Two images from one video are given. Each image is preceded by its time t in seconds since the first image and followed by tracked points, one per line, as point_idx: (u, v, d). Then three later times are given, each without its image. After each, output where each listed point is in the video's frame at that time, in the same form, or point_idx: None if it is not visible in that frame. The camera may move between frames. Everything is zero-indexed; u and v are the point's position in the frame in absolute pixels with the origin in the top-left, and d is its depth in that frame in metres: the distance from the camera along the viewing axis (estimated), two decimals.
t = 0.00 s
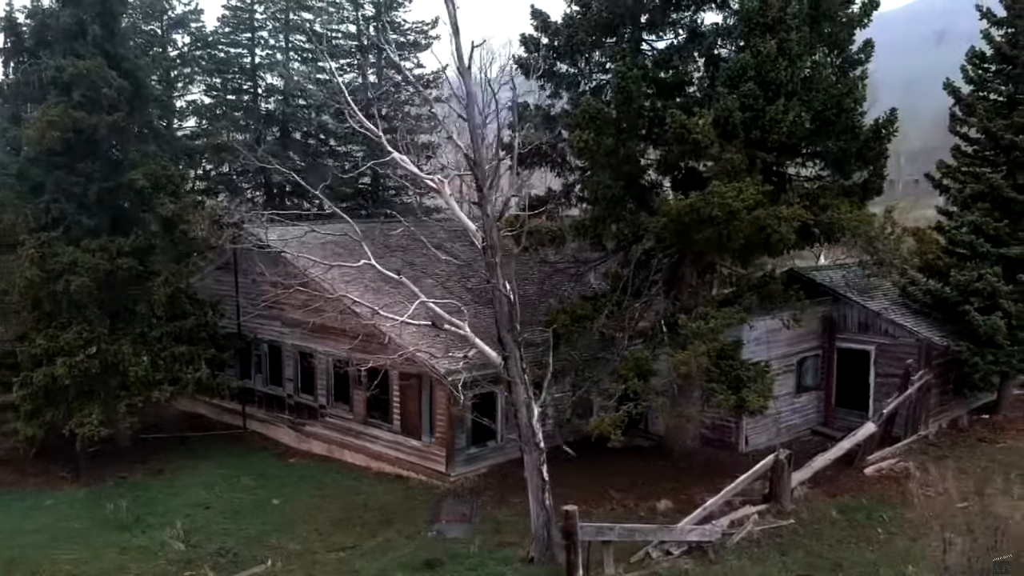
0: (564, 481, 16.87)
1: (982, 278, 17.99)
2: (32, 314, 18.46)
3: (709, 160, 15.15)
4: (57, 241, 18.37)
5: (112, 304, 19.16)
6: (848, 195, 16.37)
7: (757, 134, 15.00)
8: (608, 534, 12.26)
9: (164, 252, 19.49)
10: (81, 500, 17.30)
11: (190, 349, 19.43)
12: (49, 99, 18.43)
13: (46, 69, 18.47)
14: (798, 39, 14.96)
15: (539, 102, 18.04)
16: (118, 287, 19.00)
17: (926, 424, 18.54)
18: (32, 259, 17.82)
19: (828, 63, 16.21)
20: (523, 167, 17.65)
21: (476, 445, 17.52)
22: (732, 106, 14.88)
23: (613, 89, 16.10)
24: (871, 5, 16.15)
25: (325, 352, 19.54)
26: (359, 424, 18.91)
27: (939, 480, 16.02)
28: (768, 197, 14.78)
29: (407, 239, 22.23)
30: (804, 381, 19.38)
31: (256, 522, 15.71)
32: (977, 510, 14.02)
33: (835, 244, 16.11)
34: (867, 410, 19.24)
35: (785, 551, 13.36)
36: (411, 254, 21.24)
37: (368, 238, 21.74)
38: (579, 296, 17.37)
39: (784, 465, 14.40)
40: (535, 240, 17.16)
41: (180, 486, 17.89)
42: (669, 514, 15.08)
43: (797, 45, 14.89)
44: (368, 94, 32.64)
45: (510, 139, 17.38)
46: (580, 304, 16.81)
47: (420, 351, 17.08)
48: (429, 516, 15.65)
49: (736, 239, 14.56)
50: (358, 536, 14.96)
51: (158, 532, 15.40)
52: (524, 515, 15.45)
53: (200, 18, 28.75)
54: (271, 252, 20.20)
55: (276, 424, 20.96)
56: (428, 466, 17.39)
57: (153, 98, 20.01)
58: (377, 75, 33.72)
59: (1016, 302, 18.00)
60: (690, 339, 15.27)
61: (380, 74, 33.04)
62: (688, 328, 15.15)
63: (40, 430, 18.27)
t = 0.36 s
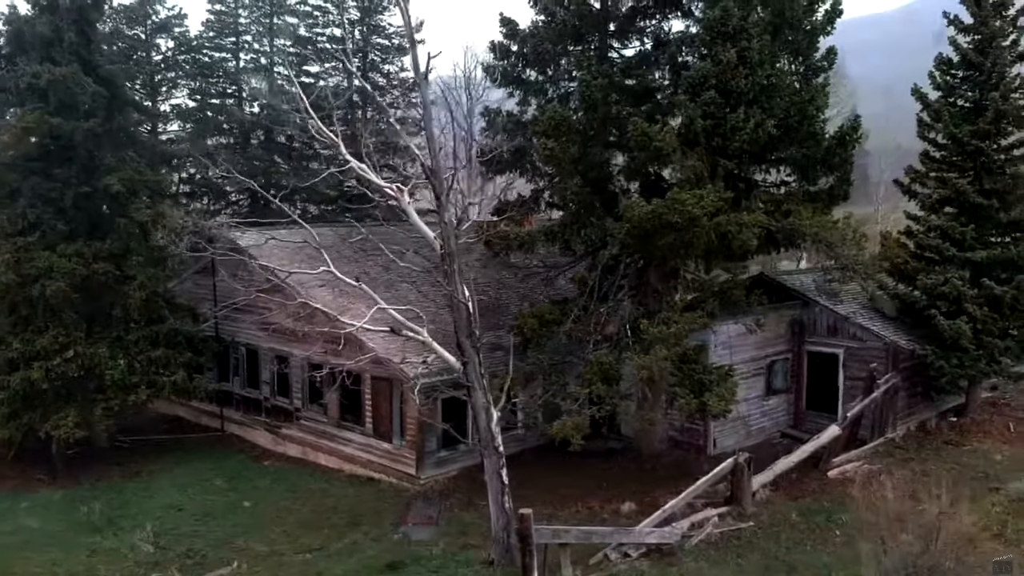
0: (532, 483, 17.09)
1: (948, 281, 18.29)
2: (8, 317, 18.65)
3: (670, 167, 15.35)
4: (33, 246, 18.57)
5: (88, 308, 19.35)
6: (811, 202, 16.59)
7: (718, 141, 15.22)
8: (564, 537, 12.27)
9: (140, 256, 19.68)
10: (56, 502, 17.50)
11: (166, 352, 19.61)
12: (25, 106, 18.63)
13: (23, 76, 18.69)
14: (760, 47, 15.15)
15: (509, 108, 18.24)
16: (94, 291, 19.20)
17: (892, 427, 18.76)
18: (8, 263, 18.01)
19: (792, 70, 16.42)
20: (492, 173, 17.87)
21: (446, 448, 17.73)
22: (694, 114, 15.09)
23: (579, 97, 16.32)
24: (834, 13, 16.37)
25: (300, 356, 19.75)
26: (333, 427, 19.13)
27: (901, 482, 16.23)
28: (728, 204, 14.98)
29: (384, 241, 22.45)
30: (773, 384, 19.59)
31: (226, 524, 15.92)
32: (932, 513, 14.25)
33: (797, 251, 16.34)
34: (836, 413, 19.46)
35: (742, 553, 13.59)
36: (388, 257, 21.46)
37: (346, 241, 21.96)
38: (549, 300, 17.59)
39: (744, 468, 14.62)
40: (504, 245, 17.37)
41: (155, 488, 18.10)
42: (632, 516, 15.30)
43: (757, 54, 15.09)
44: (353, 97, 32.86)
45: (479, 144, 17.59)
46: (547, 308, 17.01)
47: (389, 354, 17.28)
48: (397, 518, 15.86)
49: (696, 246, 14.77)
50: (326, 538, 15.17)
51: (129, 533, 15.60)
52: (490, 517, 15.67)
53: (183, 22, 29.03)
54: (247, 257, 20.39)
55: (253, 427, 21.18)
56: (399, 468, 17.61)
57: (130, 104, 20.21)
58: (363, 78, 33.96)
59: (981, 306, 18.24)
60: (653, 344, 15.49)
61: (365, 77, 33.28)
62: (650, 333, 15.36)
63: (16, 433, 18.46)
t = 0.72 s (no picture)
0: (499, 487, 17.28)
1: (912, 286, 18.56)
2: None
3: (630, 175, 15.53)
4: (6, 252, 18.75)
5: (61, 313, 19.55)
6: (773, 209, 16.80)
7: (677, 149, 15.44)
8: (518, 541, 12.52)
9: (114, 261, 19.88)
10: (27, 505, 17.69)
11: (139, 357, 19.79)
12: None
13: None
14: (718, 56, 15.36)
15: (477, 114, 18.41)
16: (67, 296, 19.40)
17: (858, 430, 18.96)
18: None
19: (754, 78, 16.67)
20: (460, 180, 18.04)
21: (414, 452, 17.94)
22: (653, 122, 15.27)
23: (543, 105, 16.51)
24: (795, 23, 16.59)
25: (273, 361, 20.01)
26: (304, 431, 19.34)
27: (861, 486, 16.43)
28: (687, 212, 15.18)
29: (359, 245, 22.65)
30: (741, 387, 19.79)
31: (193, 527, 16.13)
32: (886, 516, 14.45)
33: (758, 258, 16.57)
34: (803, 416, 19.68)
35: (695, 556, 13.80)
36: (362, 262, 21.65)
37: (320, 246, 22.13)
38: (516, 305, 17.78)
39: (701, 471, 14.82)
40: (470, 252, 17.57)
41: (126, 491, 18.30)
42: (592, 518, 15.51)
43: (716, 63, 15.30)
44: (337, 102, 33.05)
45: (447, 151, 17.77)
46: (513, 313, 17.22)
47: (357, 359, 17.46)
48: (362, 521, 16.06)
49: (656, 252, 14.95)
50: (290, 541, 15.37)
51: (96, 536, 15.80)
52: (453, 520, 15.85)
53: (165, 28, 29.25)
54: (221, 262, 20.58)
55: (228, 430, 21.40)
56: (366, 471, 17.81)
57: (104, 111, 20.38)
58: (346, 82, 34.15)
59: (944, 311, 18.45)
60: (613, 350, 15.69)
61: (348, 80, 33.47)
62: (611, 339, 15.56)
63: None
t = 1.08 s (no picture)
0: (468, 488, 17.46)
1: (877, 289, 18.74)
2: None
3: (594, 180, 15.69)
4: None
5: (38, 315, 19.72)
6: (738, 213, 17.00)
7: (640, 154, 15.62)
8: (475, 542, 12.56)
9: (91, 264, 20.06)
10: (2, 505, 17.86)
11: (116, 359, 19.95)
12: None
13: None
14: (680, 63, 15.60)
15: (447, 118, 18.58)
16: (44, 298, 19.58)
17: (826, 431, 19.15)
18: None
19: (719, 84, 16.93)
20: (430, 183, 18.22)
21: (384, 453, 18.13)
22: (617, 127, 15.46)
23: (509, 111, 16.70)
24: (760, 29, 16.84)
25: (248, 362, 20.22)
26: (278, 432, 19.54)
27: (824, 487, 16.63)
28: (649, 216, 15.36)
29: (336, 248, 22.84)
30: (711, 389, 19.99)
31: (163, 527, 16.31)
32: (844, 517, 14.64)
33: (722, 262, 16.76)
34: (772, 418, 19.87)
35: (654, 556, 13.99)
36: (339, 264, 21.83)
37: (297, 248, 22.31)
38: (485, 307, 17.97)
39: (662, 472, 15.00)
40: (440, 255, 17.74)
41: (100, 492, 18.48)
42: (556, 519, 15.69)
43: (677, 69, 15.53)
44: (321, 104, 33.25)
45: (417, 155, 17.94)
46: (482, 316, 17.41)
47: (328, 360, 17.63)
48: (331, 521, 16.25)
49: (619, 255, 15.14)
50: (258, 541, 15.56)
51: (67, 536, 15.98)
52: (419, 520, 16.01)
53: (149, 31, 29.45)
54: (197, 264, 20.75)
55: (205, 431, 21.59)
56: (337, 472, 18.00)
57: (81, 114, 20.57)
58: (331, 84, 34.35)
59: (910, 314, 18.64)
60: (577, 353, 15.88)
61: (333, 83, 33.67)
62: (575, 342, 15.74)
63: None
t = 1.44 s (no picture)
0: (438, 488, 17.66)
1: (845, 292, 18.94)
2: None
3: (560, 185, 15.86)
4: None
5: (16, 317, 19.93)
6: (704, 217, 17.18)
7: (605, 158, 15.81)
8: (435, 541, 12.62)
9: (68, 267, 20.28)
10: None
11: (93, 361, 20.13)
12: None
13: None
14: (644, 68, 15.81)
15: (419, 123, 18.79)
16: (21, 301, 19.79)
17: (795, 432, 19.35)
18: None
19: (685, 89, 17.14)
20: (401, 187, 18.42)
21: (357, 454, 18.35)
22: (581, 132, 15.65)
23: (478, 116, 16.91)
24: (726, 34, 17.04)
25: (225, 364, 20.46)
26: (253, 433, 19.76)
27: (789, 487, 16.82)
28: (613, 219, 15.54)
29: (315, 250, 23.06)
30: (683, 390, 20.22)
31: (135, 527, 16.51)
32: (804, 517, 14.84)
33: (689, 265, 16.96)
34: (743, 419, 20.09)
35: (614, 555, 14.18)
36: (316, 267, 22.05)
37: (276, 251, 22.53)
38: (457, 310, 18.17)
39: (625, 472, 15.19)
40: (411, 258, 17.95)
41: (76, 492, 18.68)
42: (522, 519, 15.89)
43: (640, 75, 15.74)
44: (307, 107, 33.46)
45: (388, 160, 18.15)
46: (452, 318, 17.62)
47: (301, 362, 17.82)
48: (301, 522, 16.44)
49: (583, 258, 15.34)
50: (227, 541, 15.74)
51: (39, 536, 16.18)
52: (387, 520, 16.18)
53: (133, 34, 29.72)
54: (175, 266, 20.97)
55: (184, 432, 21.81)
56: (310, 473, 18.22)
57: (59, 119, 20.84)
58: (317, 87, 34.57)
59: (878, 316, 18.83)
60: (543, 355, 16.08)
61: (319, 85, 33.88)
62: (541, 344, 15.94)
63: None
